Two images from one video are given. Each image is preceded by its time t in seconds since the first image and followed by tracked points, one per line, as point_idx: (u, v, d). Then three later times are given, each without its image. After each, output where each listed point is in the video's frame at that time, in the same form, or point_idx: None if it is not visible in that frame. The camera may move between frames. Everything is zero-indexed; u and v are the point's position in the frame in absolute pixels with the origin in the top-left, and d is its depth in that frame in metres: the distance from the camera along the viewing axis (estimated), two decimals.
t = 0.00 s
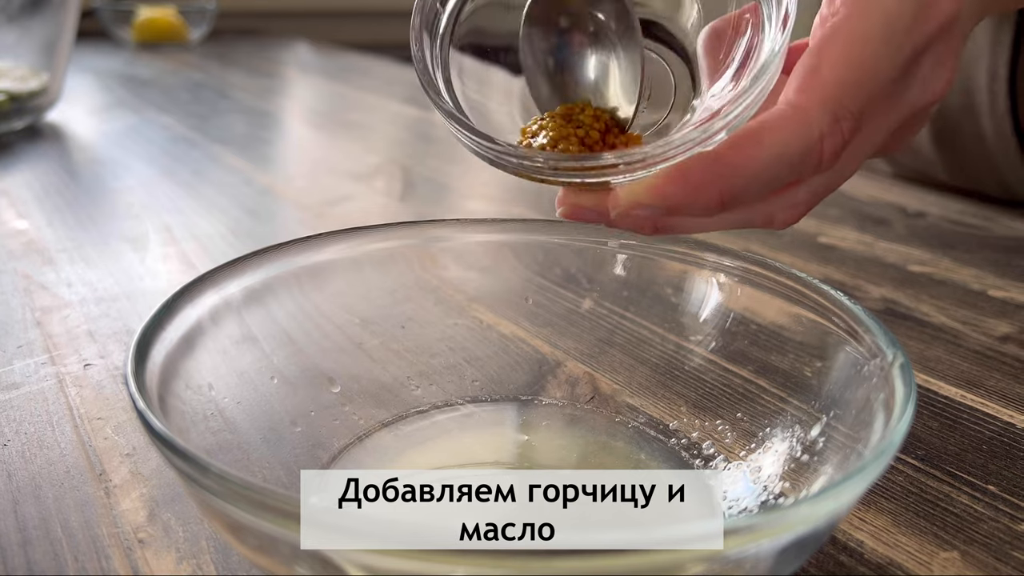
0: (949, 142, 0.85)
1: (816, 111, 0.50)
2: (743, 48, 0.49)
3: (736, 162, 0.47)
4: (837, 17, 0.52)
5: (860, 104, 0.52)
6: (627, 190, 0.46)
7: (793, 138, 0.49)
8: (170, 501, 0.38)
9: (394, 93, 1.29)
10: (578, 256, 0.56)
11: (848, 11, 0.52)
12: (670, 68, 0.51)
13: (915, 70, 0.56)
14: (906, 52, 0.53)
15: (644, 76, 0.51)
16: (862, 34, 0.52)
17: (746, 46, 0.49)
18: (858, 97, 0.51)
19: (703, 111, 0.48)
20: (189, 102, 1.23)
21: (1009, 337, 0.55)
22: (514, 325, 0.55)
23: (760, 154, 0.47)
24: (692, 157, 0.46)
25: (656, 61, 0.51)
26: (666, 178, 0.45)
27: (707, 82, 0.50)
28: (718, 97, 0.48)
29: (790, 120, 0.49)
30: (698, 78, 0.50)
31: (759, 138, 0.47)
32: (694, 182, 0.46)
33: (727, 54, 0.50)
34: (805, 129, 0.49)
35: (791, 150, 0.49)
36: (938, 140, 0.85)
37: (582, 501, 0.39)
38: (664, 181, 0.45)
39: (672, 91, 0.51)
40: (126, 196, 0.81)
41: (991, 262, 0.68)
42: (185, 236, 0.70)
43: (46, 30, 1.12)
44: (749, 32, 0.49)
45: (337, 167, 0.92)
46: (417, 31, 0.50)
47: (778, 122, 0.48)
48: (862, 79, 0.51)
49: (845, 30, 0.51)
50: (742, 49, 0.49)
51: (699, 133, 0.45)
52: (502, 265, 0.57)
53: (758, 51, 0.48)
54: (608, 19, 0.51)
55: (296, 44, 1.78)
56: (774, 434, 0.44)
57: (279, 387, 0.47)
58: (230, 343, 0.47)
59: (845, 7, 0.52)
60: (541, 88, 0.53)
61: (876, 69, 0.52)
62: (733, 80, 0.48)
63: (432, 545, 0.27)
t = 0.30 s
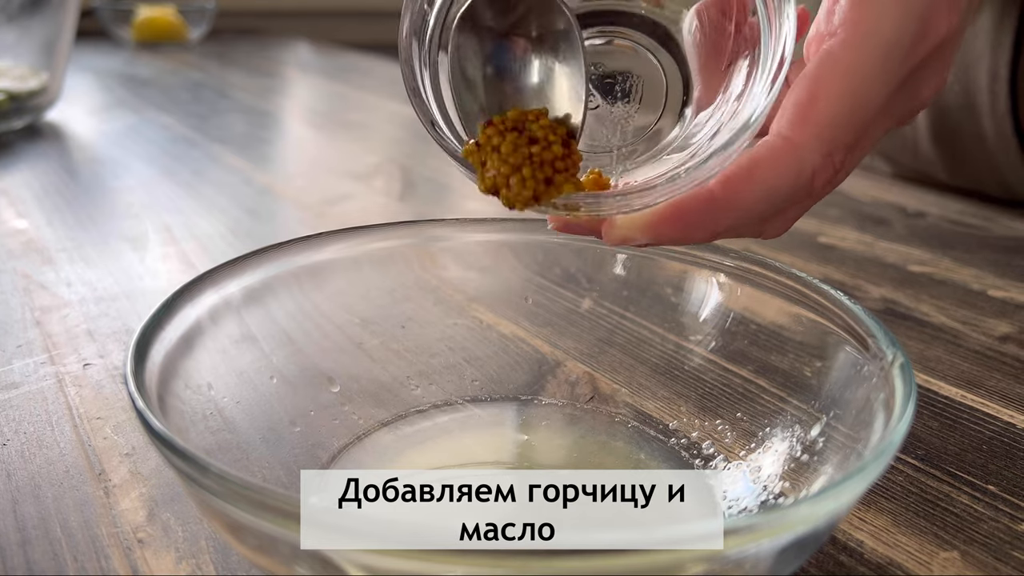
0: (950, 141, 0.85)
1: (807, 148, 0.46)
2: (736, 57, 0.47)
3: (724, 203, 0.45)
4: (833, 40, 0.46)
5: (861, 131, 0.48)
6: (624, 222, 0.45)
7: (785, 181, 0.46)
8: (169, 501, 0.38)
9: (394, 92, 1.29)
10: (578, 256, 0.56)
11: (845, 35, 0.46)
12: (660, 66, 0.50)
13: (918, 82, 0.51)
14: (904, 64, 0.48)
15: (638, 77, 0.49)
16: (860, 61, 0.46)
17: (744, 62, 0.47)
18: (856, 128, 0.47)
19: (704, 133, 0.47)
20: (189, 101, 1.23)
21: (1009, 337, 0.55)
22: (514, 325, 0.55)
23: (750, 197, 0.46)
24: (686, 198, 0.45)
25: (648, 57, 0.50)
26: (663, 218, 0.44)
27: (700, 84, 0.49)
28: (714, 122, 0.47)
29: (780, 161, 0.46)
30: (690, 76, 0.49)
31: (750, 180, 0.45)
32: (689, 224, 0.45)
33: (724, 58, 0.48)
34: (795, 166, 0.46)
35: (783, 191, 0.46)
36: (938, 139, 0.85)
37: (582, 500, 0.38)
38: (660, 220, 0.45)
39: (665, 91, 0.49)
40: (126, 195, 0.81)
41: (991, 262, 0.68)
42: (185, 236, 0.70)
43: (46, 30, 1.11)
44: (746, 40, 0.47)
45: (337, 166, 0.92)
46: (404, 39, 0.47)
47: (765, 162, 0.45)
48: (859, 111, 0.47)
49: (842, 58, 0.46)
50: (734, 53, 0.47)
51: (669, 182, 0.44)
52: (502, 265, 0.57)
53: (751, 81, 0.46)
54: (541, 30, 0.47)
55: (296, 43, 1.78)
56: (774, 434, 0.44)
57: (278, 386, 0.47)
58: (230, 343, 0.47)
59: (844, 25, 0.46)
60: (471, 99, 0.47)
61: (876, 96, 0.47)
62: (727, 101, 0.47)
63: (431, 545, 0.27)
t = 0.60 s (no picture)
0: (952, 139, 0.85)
1: (821, 132, 0.51)
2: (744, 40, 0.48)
3: (736, 193, 0.49)
4: (849, 24, 0.50)
5: (871, 116, 0.52)
6: (629, 215, 0.47)
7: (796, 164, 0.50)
8: (169, 501, 0.38)
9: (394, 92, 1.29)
10: (578, 255, 0.55)
11: (863, 19, 0.50)
12: (663, 46, 0.49)
13: (925, 66, 0.55)
14: (913, 55, 0.52)
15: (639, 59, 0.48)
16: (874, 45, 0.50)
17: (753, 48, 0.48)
18: (867, 113, 0.51)
19: (708, 123, 0.48)
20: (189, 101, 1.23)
21: (1010, 337, 0.55)
22: (514, 324, 0.55)
23: (767, 182, 0.49)
24: (694, 189, 0.47)
25: (650, 34, 0.49)
26: (669, 212, 0.47)
27: (704, 65, 0.48)
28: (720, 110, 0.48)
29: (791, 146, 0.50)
30: (694, 58, 0.48)
31: (765, 166, 0.49)
32: (697, 214, 0.48)
33: (729, 42, 0.48)
34: (808, 150, 0.50)
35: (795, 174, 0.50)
36: (940, 137, 0.85)
37: (582, 501, 0.38)
38: (665, 213, 0.47)
39: (666, 72, 0.48)
40: (126, 194, 0.81)
41: (991, 261, 0.68)
42: (184, 235, 0.70)
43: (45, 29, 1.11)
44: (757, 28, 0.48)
45: (337, 166, 0.91)
46: (394, 29, 0.48)
47: (782, 145, 0.50)
48: (870, 95, 0.51)
49: (859, 42, 0.50)
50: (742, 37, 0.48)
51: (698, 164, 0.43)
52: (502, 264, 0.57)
53: (762, 69, 0.47)
54: None
55: (296, 43, 1.78)
56: (775, 434, 0.44)
57: (278, 386, 0.47)
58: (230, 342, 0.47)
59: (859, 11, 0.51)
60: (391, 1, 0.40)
61: (887, 81, 0.51)
62: (735, 89, 0.48)
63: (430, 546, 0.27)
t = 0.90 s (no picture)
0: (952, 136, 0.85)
1: (822, 114, 0.51)
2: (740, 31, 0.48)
3: (739, 174, 0.48)
4: (847, 10, 0.52)
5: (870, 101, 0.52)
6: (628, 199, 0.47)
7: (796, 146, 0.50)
8: (169, 500, 0.38)
9: (394, 91, 1.29)
10: (578, 255, 0.55)
11: (860, 4, 0.52)
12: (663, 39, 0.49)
13: (923, 58, 0.56)
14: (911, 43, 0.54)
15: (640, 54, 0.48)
16: (873, 29, 0.52)
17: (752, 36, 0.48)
18: (868, 95, 0.52)
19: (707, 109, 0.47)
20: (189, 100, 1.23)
21: (1010, 336, 0.55)
22: (514, 323, 0.55)
23: (768, 162, 0.49)
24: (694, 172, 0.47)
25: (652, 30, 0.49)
26: (667, 194, 0.47)
27: (704, 54, 0.49)
28: (719, 96, 0.48)
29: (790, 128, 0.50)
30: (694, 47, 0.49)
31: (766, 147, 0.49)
32: (696, 197, 0.48)
33: (728, 32, 0.49)
34: (809, 133, 0.50)
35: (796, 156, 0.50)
36: (941, 135, 0.85)
37: (581, 500, 0.38)
38: (665, 197, 0.47)
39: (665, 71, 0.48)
40: (125, 193, 0.81)
41: (991, 261, 0.68)
42: (184, 234, 0.70)
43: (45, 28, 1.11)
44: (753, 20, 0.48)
45: (337, 165, 0.91)
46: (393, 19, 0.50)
47: (783, 127, 0.50)
48: (869, 79, 0.52)
49: (857, 26, 0.51)
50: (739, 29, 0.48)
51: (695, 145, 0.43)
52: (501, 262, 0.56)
53: (760, 53, 0.46)
54: None
55: (295, 42, 1.77)
56: (775, 433, 0.44)
57: (278, 385, 0.47)
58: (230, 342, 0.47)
59: None
60: None
61: (886, 65, 0.52)
62: (733, 75, 0.48)
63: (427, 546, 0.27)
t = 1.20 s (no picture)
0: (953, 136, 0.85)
1: (826, 126, 0.51)
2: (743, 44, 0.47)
3: (741, 188, 0.49)
4: (849, 20, 0.52)
5: (874, 112, 0.53)
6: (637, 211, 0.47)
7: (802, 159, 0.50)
8: (169, 501, 0.38)
9: (394, 91, 1.29)
10: (578, 256, 0.55)
11: (862, 14, 0.52)
12: (666, 51, 0.49)
13: (925, 63, 0.56)
14: (912, 52, 0.54)
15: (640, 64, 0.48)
16: (875, 39, 0.52)
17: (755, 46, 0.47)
18: (870, 106, 0.52)
19: (710, 121, 0.47)
20: (188, 100, 1.23)
21: (1010, 337, 0.55)
22: (514, 324, 0.55)
23: (772, 176, 0.49)
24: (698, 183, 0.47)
25: (653, 40, 0.49)
26: (672, 208, 0.47)
27: (706, 66, 0.48)
28: (722, 110, 0.47)
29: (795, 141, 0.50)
30: (695, 59, 0.48)
31: (770, 160, 0.49)
32: (702, 210, 0.48)
33: (730, 43, 0.48)
34: (813, 146, 0.50)
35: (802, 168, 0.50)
36: (941, 136, 0.85)
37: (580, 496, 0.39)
38: (673, 209, 0.47)
39: (667, 78, 0.48)
40: (125, 194, 0.81)
41: (991, 261, 0.68)
42: (184, 235, 0.70)
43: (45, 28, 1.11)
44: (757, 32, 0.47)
45: (337, 165, 0.92)
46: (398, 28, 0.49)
47: (788, 139, 0.50)
48: (872, 88, 0.52)
49: (859, 36, 0.51)
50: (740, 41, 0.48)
51: (703, 159, 0.43)
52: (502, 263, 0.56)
53: (763, 68, 0.46)
54: None
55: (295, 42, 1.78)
56: (776, 433, 0.44)
57: (279, 385, 0.47)
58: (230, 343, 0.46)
59: (859, 7, 0.52)
60: None
61: (888, 73, 0.52)
62: (738, 86, 0.47)
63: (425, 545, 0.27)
